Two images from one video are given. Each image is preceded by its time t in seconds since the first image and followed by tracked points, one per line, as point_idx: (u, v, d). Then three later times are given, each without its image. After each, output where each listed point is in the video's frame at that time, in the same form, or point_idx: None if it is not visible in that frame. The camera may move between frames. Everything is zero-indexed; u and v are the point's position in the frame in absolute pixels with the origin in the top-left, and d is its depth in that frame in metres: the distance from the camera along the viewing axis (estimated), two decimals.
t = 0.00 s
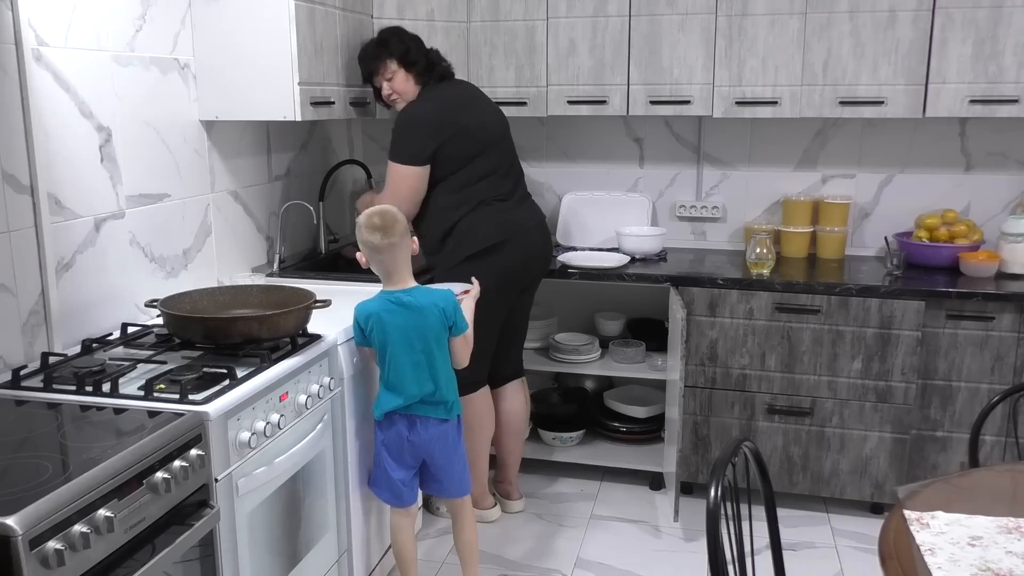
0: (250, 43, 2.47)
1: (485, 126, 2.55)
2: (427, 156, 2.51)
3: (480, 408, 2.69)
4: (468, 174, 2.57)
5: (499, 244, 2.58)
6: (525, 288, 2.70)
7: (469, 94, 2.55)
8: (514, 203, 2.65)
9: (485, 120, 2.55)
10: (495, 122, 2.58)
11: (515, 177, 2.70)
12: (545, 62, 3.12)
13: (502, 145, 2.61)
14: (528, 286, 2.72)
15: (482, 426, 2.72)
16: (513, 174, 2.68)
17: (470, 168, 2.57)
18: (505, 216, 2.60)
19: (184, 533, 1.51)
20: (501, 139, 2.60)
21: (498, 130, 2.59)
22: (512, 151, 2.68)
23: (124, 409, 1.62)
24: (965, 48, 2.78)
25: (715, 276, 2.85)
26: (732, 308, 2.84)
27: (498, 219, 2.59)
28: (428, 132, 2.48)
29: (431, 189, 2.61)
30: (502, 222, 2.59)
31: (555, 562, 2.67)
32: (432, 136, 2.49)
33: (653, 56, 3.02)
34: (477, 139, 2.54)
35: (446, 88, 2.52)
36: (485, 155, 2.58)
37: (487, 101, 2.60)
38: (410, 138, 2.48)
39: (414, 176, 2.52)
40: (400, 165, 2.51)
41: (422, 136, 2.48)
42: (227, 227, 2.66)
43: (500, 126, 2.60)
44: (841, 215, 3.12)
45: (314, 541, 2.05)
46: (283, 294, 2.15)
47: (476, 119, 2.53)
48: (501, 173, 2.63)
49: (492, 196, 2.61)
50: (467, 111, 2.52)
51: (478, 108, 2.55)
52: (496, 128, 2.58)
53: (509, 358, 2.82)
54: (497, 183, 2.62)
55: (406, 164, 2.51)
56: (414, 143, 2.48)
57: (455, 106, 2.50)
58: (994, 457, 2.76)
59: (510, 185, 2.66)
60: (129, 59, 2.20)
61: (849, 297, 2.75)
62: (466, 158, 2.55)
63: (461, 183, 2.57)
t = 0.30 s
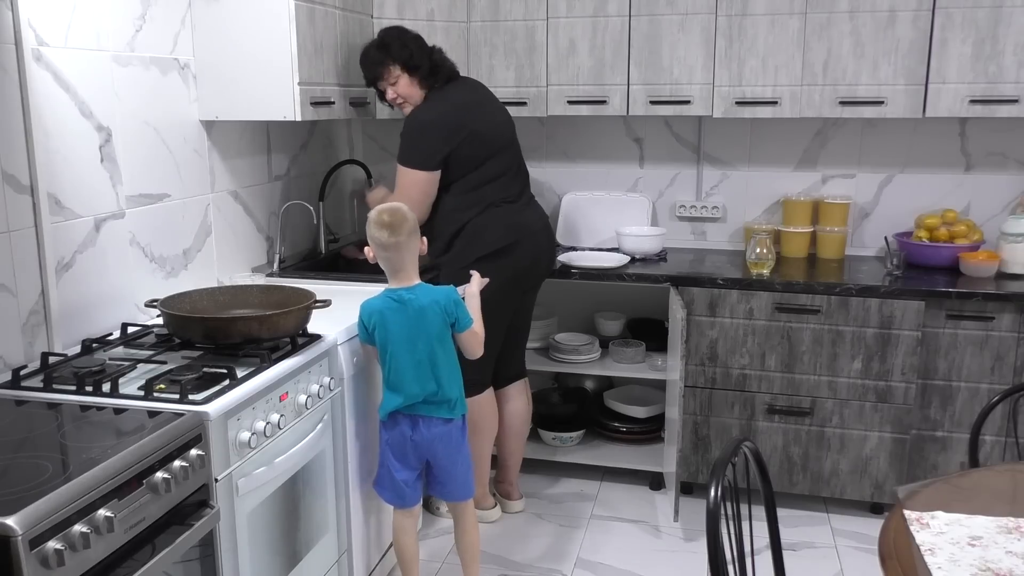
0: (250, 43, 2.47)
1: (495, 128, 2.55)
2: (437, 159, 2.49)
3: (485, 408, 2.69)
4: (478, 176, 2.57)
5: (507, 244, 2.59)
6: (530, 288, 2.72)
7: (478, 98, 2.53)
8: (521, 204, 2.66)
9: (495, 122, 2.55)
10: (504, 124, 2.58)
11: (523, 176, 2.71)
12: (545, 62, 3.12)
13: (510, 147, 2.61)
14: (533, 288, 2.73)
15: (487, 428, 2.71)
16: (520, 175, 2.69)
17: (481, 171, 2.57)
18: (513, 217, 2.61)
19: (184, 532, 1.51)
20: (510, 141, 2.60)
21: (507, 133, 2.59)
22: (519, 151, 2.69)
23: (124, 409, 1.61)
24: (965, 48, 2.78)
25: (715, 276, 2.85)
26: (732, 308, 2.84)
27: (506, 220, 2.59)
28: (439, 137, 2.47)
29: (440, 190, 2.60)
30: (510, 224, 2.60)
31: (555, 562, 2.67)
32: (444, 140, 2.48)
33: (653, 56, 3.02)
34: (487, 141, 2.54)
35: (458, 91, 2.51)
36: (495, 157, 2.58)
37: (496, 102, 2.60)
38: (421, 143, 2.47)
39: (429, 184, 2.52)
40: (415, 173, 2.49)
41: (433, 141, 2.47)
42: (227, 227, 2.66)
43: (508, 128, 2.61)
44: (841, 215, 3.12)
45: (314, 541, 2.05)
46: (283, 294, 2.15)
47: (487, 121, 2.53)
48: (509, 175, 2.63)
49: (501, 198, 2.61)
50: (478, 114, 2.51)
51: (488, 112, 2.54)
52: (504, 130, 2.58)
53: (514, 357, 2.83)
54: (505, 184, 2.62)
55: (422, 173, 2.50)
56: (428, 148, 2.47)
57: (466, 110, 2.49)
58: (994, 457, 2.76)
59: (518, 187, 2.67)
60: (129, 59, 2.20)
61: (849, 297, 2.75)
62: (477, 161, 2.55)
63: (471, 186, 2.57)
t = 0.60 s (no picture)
0: (250, 43, 2.47)
1: (497, 127, 2.51)
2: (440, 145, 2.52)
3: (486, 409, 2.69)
4: (478, 175, 2.53)
5: (502, 248, 2.54)
6: (529, 293, 2.65)
7: (488, 93, 2.51)
8: (524, 207, 2.59)
9: (498, 120, 2.50)
10: (510, 123, 2.52)
11: (537, 179, 2.63)
12: (545, 62, 3.12)
13: (518, 148, 2.55)
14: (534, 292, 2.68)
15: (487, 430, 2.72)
16: (535, 179, 2.62)
17: (479, 170, 2.53)
18: (510, 220, 2.55)
19: (184, 532, 1.51)
20: (518, 141, 2.55)
21: (515, 132, 2.53)
22: (533, 154, 2.60)
23: (124, 409, 1.61)
24: (965, 48, 2.78)
25: (715, 276, 2.85)
26: (732, 308, 2.84)
27: (502, 223, 2.54)
28: (433, 129, 2.49)
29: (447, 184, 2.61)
30: (506, 227, 2.54)
31: (555, 562, 2.67)
32: (438, 134, 2.50)
33: (653, 56, 3.02)
34: (486, 139, 2.50)
35: (464, 86, 2.50)
36: (499, 157, 2.53)
37: (513, 100, 2.54)
38: (417, 133, 2.51)
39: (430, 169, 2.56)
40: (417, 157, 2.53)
41: (428, 133, 2.50)
42: (227, 227, 2.66)
43: (516, 128, 2.54)
44: (841, 215, 3.12)
45: (314, 541, 2.05)
46: (282, 294, 2.15)
47: (488, 119, 2.50)
48: (515, 177, 2.56)
49: (501, 200, 2.55)
50: (479, 110, 2.49)
51: (495, 109, 2.50)
52: (511, 130, 2.53)
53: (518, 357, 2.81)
54: (509, 187, 2.56)
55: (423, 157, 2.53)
56: (424, 139, 2.51)
57: (467, 104, 2.48)
58: (994, 457, 2.76)
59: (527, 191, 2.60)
60: (129, 59, 2.20)
61: (849, 297, 2.75)
62: (474, 158, 2.52)
63: (473, 184, 2.54)
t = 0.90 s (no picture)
0: (250, 43, 2.47)
1: (546, 135, 2.21)
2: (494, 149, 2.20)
3: (557, 440, 2.46)
4: (523, 186, 2.25)
5: (544, 270, 2.26)
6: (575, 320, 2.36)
7: (538, 99, 2.23)
8: (574, 225, 2.29)
9: (548, 128, 2.22)
10: (562, 132, 2.23)
11: (590, 194, 2.32)
12: (545, 63, 3.12)
13: (569, 160, 2.25)
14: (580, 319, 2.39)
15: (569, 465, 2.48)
16: (586, 193, 2.31)
17: (525, 182, 2.24)
18: (557, 239, 2.26)
19: (184, 532, 1.51)
20: (569, 153, 2.25)
21: (566, 143, 2.24)
22: (588, 167, 2.30)
23: (124, 409, 1.61)
24: (965, 48, 2.78)
25: (715, 276, 2.85)
26: (732, 308, 2.84)
27: (547, 242, 2.25)
28: (480, 138, 2.19)
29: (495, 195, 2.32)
30: (550, 246, 2.25)
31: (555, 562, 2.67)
32: (486, 143, 2.19)
33: (653, 56, 3.02)
34: (535, 148, 2.21)
35: (511, 91, 2.23)
36: (547, 170, 2.23)
37: (564, 107, 2.27)
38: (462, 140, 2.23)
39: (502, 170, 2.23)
40: (485, 156, 2.19)
41: (474, 142, 2.20)
42: (227, 227, 2.66)
43: (568, 136, 2.24)
44: (841, 215, 3.12)
45: (314, 541, 2.05)
46: (282, 294, 2.15)
47: (536, 126, 2.21)
48: (564, 190, 2.26)
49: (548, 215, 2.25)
50: (527, 117, 2.20)
51: (546, 117, 2.22)
52: (563, 140, 2.23)
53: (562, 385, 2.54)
54: (558, 202, 2.26)
55: (491, 155, 2.20)
56: (469, 148, 2.20)
57: (514, 110, 2.20)
58: (994, 457, 2.76)
59: (575, 208, 2.30)
60: (129, 59, 2.20)
61: (849, 297, 2.75)
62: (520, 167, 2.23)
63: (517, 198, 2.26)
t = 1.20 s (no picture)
0: (250, 43, 2.47)
1: (621, 131, 2.14)
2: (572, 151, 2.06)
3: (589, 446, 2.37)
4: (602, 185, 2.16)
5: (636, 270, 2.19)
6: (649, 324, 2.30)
7: (605, 93, 2.15)
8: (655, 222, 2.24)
9: (621, 121, 2.15)
10: (631, 123, 2.17)
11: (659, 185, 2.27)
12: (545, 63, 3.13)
13: (644, 155, 2.20)
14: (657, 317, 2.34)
15: (603, 470, 2.41)
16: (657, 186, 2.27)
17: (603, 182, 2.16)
18: (642, 238, 2.19)
19: (184, 533, 1.51)
20: (643, 147, 2.20)
21: (640, 137, 2.19)
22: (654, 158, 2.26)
23: (124, 409, 1.61)
24: (965, 48, 2.78)
25: (715, 276, 2.85)
26: (732, 308, 2.84)
27: (630, 242, 2.18)
28: (559, 142, 2.06)
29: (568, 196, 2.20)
30: (634, 247, 2.18)
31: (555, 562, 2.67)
32: (566, 146, 2.06)
33: (653, 56, 3.02)
34: (614, 143, 2.13)
35: (576, 91, 2.12)
36: (627, 167, 2.17)
37: (622, 98, 2.20)
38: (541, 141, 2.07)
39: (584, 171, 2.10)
40: (567, 161, 2.05)
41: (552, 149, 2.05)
42: (227, 227, 2.66)
43: (638, 127, 2.19)
44: (841, 215, 3.12)
45: (314, 541, 2.05)
46: (282, 294, 2.15)
47: (611, 122, 2.13)
48: (642, 184, 2.20)
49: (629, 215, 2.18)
50: (600, 113, 2.11)
51: (619, 111, 2.15)
52: (636, 134, 2.18)
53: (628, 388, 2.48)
54: (638, 199, 2.20)
55: (572, 158, 2.06)
56: (545, 156, 2.06)
57: (585, 108, 2.10)
58: (994, 457, 2.76)
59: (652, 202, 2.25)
60: (129, 59, 2.20)
61: (849, 297, 2.75)
62: (599, 166, 2.14)
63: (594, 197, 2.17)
